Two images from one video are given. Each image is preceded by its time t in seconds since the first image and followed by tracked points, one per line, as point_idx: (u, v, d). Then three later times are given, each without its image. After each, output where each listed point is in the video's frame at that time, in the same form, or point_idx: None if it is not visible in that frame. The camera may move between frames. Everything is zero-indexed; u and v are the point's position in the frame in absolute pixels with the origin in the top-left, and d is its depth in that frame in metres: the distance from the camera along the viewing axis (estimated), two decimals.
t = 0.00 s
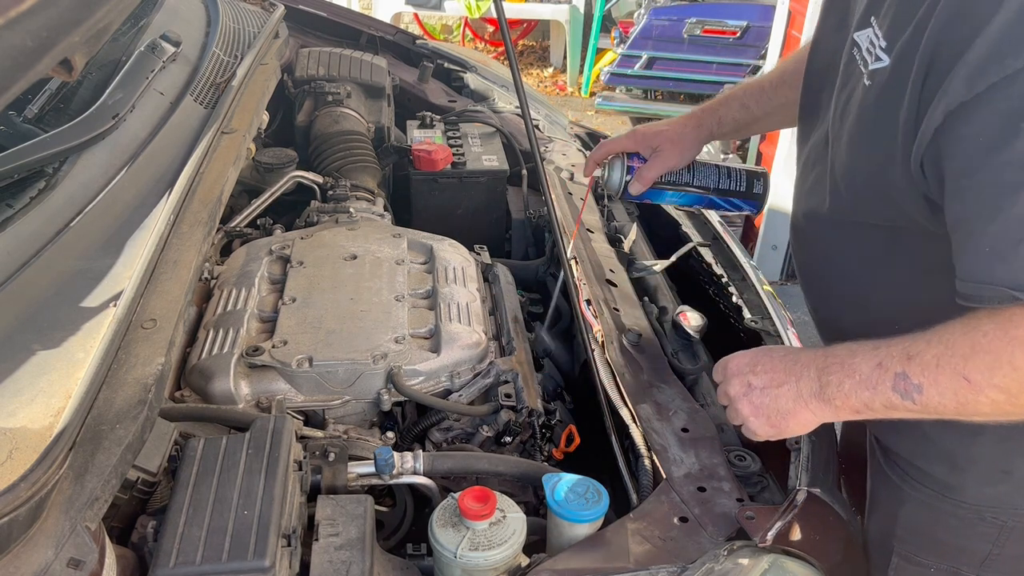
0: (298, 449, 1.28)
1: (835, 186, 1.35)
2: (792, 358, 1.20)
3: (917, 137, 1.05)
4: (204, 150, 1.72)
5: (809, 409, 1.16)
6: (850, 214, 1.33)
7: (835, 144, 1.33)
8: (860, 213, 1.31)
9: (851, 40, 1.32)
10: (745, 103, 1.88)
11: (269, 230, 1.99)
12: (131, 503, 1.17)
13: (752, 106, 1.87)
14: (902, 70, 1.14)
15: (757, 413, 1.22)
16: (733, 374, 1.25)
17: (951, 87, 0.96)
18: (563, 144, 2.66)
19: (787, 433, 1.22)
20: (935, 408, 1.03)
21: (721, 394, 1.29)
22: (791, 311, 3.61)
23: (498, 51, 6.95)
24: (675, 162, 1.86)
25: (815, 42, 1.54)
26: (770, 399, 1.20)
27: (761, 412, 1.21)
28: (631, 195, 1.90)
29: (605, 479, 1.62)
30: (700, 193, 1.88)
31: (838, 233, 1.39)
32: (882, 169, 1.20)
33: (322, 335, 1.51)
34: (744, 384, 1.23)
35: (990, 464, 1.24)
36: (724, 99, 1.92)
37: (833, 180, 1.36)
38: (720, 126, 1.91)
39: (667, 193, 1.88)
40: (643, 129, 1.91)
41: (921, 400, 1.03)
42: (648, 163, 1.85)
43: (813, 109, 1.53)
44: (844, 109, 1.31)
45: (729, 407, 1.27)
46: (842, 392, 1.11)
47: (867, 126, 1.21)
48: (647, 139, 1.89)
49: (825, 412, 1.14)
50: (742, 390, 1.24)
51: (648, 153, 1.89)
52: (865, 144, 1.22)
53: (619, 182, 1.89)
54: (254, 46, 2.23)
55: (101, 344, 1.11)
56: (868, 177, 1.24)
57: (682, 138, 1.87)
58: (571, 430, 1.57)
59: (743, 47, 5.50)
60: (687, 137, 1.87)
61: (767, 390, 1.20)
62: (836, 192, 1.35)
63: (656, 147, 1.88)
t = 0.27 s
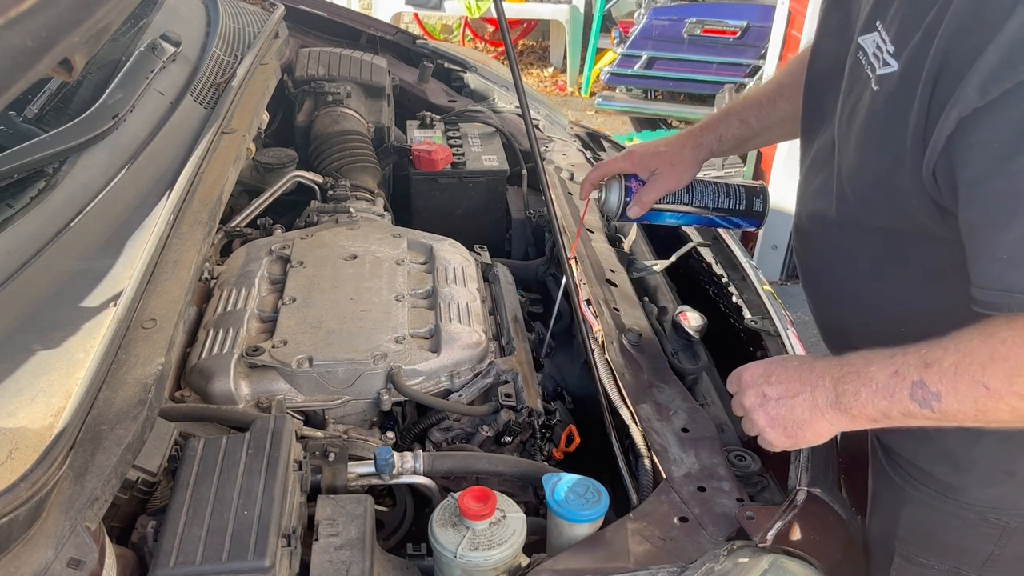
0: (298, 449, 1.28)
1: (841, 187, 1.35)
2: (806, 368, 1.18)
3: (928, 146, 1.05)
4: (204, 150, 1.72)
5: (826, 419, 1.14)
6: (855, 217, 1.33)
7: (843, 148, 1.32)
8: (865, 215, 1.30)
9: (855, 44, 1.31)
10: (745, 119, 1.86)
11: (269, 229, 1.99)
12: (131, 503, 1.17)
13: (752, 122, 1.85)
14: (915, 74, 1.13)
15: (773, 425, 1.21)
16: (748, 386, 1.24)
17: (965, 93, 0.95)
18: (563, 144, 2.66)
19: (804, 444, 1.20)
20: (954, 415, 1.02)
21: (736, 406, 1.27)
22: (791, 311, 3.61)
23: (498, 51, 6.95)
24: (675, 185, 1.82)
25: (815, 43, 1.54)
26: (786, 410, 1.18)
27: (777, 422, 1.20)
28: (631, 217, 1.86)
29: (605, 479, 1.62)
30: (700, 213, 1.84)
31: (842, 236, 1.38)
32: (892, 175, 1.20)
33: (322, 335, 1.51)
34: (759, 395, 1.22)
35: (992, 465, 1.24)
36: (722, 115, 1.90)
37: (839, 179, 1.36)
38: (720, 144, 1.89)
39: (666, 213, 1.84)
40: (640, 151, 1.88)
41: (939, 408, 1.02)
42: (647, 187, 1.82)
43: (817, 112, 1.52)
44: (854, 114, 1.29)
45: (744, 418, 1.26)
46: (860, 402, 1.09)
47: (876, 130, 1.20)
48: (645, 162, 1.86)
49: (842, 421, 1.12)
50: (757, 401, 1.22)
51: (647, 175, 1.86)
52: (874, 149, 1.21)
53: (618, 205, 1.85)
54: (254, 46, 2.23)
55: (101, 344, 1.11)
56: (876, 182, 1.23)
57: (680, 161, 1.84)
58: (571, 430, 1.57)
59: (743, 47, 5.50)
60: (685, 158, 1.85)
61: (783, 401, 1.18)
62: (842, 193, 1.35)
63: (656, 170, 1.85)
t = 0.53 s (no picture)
0: (298, 449, 1.28)
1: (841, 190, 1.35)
2: (801, 376, 1.19)
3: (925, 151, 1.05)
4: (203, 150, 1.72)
5: (822, 427, 1.15)
6: (854, 220, 1.33)
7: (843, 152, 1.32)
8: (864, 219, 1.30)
9: (856, 47, 1.31)
10: (747, 117, 1.85)
11: (269, 229, 1.99)
12: (131, 503, 1.17)
13: (754, 121, 1.85)
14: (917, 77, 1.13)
15: (769, 434, 1.21)
16: (744, 396, 1.24)
17: (961, 100, 0.95)
18: (563, 144, 2.66)
19: (802, 453, 1.21)
20: (951, 424, 1.02)
21: (733, 416, 1.28)
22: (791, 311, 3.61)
23: (498, 51, 6.95)
24: (676, 183, 1.82)
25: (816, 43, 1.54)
26: (782, 419, 1.19)
27: (773, 432, 1.21)
28: (631, 215, 1.87)
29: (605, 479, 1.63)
30: (699, 211, 1.86)
31: (843, 238, 1.39)
32: (890, 179, 1.20)
33: (322, 335, 1.51)
34: (755, 405, 1.22)
35: (990, 467, 1.24)
36: (723, 113, 1.89)
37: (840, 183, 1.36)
38: (721, 142, 1.89)
39: (666, 210, 1.86)
40: (643, 147, 1.87)
41: (937, 416, 1.02)
42: (649, 185, 1.81)
43: (818, 115, 1.52)
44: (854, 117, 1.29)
45: (741, 428, 1.26)
46: (856, 410, 1.09)
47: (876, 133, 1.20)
48: (647, 158, 1.85)
49: (838, 429, 1.13)
50: (753, 410, 1.23)
51: (648, 172, 1.85)
52: (874, 153, 1.21)
53: (618, 202, 1.85)
54: (254, 46, 2.23)
55: (101, 344, 1.11)
56: (874, 186, 1.24)
57: (682, 159, 1.83)
58: (571, 430, 1.57)
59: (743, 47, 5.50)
60: (687, 156, 1.84)
61: (778, 411, 1.19)
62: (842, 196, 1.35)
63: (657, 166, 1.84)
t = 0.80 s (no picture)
0: (298, 449, 1.28)
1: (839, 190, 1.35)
2: (793, 375, 1.19)
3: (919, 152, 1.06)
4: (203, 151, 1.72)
5: (811, 426, 1.15)
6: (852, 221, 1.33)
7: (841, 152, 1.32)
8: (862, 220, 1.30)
9: (858, 48, 1.31)
10: (748, 117, 1.86)
11: (269, 229, 1.99)
12: (131, 503, 1.17)
13: (755, 121, 1.85)
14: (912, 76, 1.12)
15: (759, 432, 1.22)
16: (735, 393, 1.25)
17: (955, 103, 0.95)
18: (563, 144, 2.66)
19: (791, 451, 1.21)
20: (938, 426, 1.02)
21: (723, 412, 1.29)
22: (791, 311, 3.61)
23: (498, 51, 6.94)
24: (676, 183, 1.80)
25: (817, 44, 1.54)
26: (771, 417, 1.20)
27: (762, 430, 1.21)
28: (631, 216, 1.84)
29: (605, 479, 1.63)
30: (699, 212, 1.83)
31: (843, 238, 1.39)
32: (886, 180, 1.20)
33: (323, 335, 1.51)
34: (745, 403, 1.23)
35: (989, 468, 1.24)
36: (724, 115, 1.90)
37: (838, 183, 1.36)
38: (722, 143, 1.89)
39: (666, 212, 1.83)
40: (643, 148, 1.87)
41: (923, 418, 1.02)
42: (649, 185, 1.80)
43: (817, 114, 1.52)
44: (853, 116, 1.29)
45: (732, 425, 1.27)
46: (844, 410, 1.10)
47: (873, 135, 1.20)
48: (647, 160, 1.86)
49: (827, 429, 1.13)
50: (744, 408, 1.24)
51: (648, 173, 1.85)
52: (870, 154, 1.21)
53: (618, 203, 1.83)
54: (254, 46, 2.23)
55: (101, 344, 1.11)
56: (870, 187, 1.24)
57: (682, 159, 1.83)
58: (571, 430, 1.57)
59: (743, 47, 5.50)
60: (687, 156, 1.84)
61: (767, 408, 1.20)
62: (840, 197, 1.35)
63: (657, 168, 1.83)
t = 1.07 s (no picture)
0: (298, 449, 1.28)
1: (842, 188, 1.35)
2: (797, 380, 1.19)
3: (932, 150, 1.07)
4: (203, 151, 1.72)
5: (816, 430, 1.15)
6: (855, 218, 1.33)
7: (846, 152, 1.33)
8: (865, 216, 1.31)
9: (863, 43, 1.31)
10: (753, 118, 1.86)
11: (269, 229, 1.99)
12: (131, 503, 1.17)
13: (761, 122, 1.85)
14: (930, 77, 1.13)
15: (764, 437, 1.22)
16: (739, 399, 1.25)
17: (969, 102, 0.95)
18: (564, 144, 2.66)
19: (797, 456, 1.21)
20: (947, 430, 1.02)
21: (729, 419, 1.29)
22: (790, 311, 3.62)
23: (498, 51, 6.94)
24: (687, 189, 1.78)
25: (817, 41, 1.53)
26: (777, 422, 1.20)
27: (768, 435, 1.21)
28: (642, 225, 1.82)
29: (605, 479, 1.63)
30: (708, 217, 1.82)
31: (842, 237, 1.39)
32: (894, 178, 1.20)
33: (322, 335, 1.51)
34: (750, 408, 1.23)
35: (988, 469, 1.25)
36: (729, 116, 1.90)
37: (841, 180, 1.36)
38: (728, 145, 1.88)
39: (677, 218, 1.81)
40: (649, 155, 1.83)
41: (932, 421, 1.02)
42: (660, 193, 1.77)
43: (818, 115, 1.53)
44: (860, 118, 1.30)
45: (737, 432, 1.27)
46: (850, 414, 1.10)
47: (884, 132, 1.21)
48: (655, 166, 1.81)
49: (833, 433, 1.13)
50: (749, 414, 1.23)
51: (657, 180, 1.81)
52: (880, 151, 1.22)
53: (628, 213, 1.82)
54: (254, 46, 2.23)
55: (101, 344, 1.11)
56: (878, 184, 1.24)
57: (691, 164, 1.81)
58: (571, 430, 1.58)
59: (743, 47, 5.51)
60: (695, 160, 1.82)
61: (773, 414, 1.20)
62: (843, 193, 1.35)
63: (667, 175, 1.80)
